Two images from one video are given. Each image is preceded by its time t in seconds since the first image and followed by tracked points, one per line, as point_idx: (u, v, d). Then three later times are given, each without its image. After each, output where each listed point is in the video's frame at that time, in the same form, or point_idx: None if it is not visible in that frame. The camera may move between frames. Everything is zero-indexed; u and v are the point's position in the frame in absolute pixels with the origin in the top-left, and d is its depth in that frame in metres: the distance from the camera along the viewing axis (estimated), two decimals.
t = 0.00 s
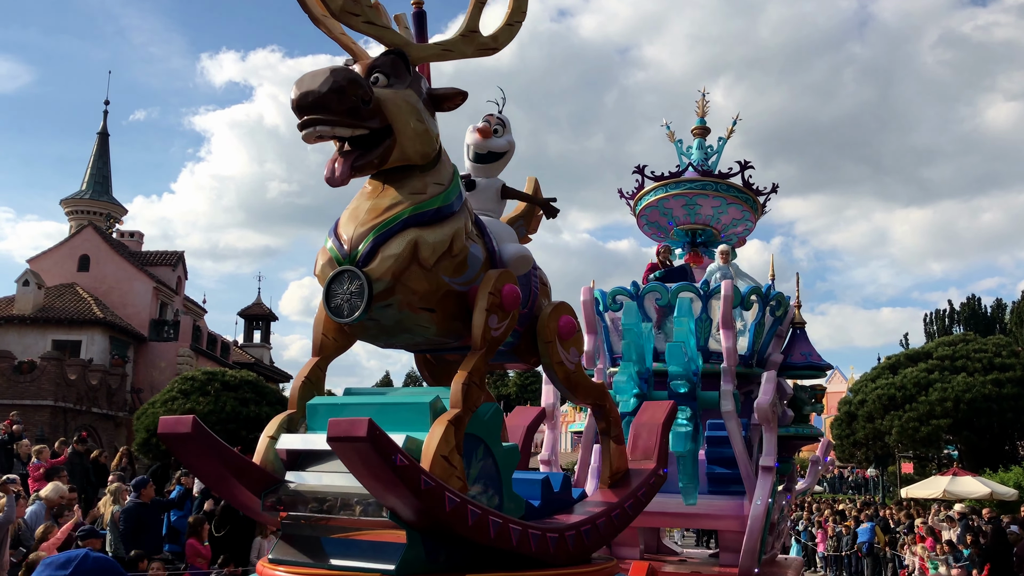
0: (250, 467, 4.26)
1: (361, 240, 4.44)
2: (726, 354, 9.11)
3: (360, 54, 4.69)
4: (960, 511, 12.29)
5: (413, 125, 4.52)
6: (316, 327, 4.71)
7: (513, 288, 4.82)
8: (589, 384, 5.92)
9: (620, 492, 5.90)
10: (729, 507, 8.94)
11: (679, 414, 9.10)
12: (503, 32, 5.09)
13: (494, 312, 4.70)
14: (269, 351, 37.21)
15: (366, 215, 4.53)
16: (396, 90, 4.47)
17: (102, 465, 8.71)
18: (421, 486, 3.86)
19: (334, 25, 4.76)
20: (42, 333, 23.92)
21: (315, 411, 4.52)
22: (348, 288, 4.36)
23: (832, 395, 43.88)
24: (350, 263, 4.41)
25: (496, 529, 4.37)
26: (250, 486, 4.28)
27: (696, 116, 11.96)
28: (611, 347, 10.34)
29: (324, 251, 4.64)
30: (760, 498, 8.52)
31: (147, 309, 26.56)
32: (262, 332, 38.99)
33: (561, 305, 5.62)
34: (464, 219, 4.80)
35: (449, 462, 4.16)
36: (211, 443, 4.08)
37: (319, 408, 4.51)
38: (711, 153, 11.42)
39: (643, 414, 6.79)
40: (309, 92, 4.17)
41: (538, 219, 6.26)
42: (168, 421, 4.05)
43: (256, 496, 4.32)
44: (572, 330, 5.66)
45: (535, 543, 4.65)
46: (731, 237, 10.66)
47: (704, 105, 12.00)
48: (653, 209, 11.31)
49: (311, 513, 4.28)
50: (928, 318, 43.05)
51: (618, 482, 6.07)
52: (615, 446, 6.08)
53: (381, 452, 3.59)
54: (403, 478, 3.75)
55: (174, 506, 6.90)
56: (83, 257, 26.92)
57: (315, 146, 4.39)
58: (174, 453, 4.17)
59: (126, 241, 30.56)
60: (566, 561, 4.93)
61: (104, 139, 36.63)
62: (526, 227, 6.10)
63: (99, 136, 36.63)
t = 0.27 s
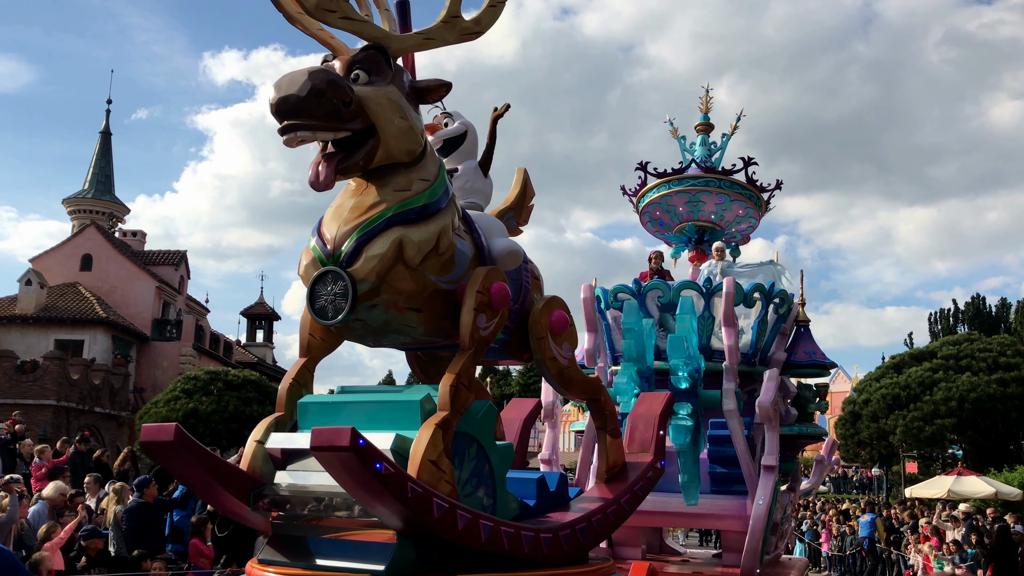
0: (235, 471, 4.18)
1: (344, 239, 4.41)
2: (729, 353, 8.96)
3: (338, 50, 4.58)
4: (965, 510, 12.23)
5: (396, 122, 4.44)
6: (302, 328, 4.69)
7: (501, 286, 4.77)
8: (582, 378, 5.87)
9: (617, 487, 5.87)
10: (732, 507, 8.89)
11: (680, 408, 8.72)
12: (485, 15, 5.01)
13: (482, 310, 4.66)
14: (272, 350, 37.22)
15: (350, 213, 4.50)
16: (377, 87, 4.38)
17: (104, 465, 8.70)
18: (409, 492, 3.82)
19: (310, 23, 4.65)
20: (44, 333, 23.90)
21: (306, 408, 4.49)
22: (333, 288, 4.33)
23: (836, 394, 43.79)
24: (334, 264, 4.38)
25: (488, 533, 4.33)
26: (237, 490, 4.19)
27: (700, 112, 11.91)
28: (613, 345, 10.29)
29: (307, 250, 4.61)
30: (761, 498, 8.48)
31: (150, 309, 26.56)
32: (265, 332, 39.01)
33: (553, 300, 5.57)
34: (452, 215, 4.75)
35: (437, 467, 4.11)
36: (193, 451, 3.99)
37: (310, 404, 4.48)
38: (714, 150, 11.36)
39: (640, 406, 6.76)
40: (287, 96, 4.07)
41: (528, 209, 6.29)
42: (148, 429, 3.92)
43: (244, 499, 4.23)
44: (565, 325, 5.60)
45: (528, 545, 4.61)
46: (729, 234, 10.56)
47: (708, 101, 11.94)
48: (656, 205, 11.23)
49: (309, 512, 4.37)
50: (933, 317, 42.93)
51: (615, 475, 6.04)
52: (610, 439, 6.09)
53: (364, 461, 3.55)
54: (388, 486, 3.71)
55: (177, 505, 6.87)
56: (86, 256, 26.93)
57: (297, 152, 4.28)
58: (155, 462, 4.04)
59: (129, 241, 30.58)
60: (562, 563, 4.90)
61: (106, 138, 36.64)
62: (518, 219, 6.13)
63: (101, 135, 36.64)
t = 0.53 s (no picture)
0: (219, 478, 4.15)
1: (327, 240, 4.35)
2: (731, 351, 8.92)
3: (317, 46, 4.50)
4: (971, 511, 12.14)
5: (378, 119, 4.37)
6: (287, 329, 4.62)
7: (489, 284, 4.71)
8: (576, 372, 5.79)
9: (614, 483, 5.83)
10: (736, 507, 8.81)
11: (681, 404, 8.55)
12: None
13: (469, 309, 4.59)
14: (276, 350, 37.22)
15: (333, 213, 4.44)
16: (357, 84, 4.31)
17: (107, 465, 8.66)
18: (395, 501, 3.77)
19: (285, 19, 4.51)
20: (47, 332, 23.90)
21: (297, 407, 4.45)
22: (316, 290, 4.27)
23: (841, 395, 43.67)
24: (316, 265, 4.32)
25: (479, 538, 4.27)
26: (222, 497, 4.16)
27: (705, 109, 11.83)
28: (615, 344, 10.18)
29: (290, 250, 4.55)
30: (764, 498, 8.41)
31: (153, 309, 26.55)
32: (269, 331, 39.01)
33: (543, 296, 5.50)
34: (438, 212, 4.68)
35: (425, 472, 4.05)
36: (174, 458, 3.94)
37: (299, 404, 4.44)
38: (719, 146, 11.30)
39: (637, 398, 6.71)
40: (265, 99, 4.01)
41: (517, 201, 6.22)
42: (131, 437, 3.89)
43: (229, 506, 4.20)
44: (557, 321, 5.53)
45: (521, 548, 4.55)
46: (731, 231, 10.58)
47: (712, 97, 11.87)
48: (660, 203, 11.16)
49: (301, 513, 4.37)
50: (939, 317, 42.79)
51: (613, 469, 6.00)
52: (606, 433, 6.04)
53: (347, 470, 3.51)
54: (373, 495, 3.66)
55: (180, 506, 6.83)
56: (89, 256, 26.93)
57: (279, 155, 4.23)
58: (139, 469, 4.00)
59: (132, 240, 30.59)
60: (558, 563, 4.85)
61: (109, 137, 36.65)
62: (507, 211, 6.06)
63: (104, 134, 36.66)
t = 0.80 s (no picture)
0: (204, 485, 4.11)
1: (310, 240, 4.29)
2: (735, 351, 8.82)
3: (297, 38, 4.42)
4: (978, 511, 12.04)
5: (361, 116, 4.29)
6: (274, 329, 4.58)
7: (478, 282, 4.63)
8: (570, 367, 5.73)
9: (610, 479, 5.78)
10: (740, 508, 8.71)
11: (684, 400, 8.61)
12: None
13: (458, 308, 4.51)
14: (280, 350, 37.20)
15: (317, 213, 4.37)
16: (339, 81, 4.23)
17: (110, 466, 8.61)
18: (381, 509, 3.70)
19: (261, 16, 4.42)
20: (51, 333, 23.92)
21: (286, 405, 4.41)
22: (300, 292, 4.21)
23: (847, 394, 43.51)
24: (300, 266, 4.26)
25: (470, 542, 4.20)
26: (208, 505, 4.12)
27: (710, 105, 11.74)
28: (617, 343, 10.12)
29: (274, 250, 4.50)
30: (767, 499, 8.32)
31: (156, 309, 26.55)
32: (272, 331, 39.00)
33: (536, 291, 5.41)
34: (426, 209, 4.59)
35: (413, 477, 3.98)
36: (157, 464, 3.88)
37: (287, 403, 4.40)
38: (724, 143, 11.20)
39: (634, 392, 6.65)
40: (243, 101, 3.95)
41: (509, 191, 6.03)
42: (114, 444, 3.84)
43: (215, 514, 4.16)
44: (550, 317, 5.44)
45: (514, 550, 4.49)
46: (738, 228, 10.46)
47: (717, 93, 11.77)
48: (665, 199, 11.07)
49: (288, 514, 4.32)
50: (946, 316, 42.61)
51: (610, 465, 5.96)
52: (602, 428, 5.99)
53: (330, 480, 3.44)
54: (357, 504, 3.59)
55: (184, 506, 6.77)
56: (92, 256, 26.93)
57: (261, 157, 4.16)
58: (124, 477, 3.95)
59: (135, 240, 30.59)
60: (552, 565, 4.78)
61: (111, 137, 36.66)
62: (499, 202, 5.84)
63: (107, 134, 36.66)
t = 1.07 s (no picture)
0: (188, 493, 4.04)
1: (292, 240, 4.20)
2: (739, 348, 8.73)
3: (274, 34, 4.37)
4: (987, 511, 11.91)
5: (341, 111, 4.21)
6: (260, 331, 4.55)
7: (466, 280, 4.54)
8: (566, 363, 5.64)
9: (609, 476, 5.71)
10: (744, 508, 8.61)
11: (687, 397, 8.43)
12: None
13: (446, 307, 4.43)
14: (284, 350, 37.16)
15: (299, 212, 4.29)
16: (318, 77, 4.16)
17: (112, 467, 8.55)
18: (367, 520, 3.62)
19: (237, 12, 4.36)
20: (54, 333, 23.94)
21: (277, 405, 4.40)
22: (283, 295, 4.13)
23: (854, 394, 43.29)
24: (282, 267, 4.17)
25: (461, 548, 4.12)
26: (194, 511, 4.05)
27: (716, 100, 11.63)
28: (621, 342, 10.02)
29: (256, 251, 4.41)
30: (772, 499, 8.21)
31: (159, 309, 26.53)
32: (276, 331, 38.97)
33: (528, 286, 5.32)
34: (411, 205, 4.50)
35: (401, 483, 3.89)
36: (139, 477, 3.78)
37: (277, 403, 4.39)
38: (730, 139, 11.09)
39: (632, 385, 6.56)
40: (221, 101, 3.86)
41: (499, 185, 6.00)
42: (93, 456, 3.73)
43: (201, 520, 4.09)
44: (542, 312, 5.35)
45: (508, 553, 4.42)
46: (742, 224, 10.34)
47: (724, 89, 11.66)
48: (670, 196, 10.97)
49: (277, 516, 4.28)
50: (953, 316, 42.38)
51: (609, 460, 5.90)
52: (600, 423, 5.91)
53: (312, 491, 3.37)
54: (341, 514, 3.51)
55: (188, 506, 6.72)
56: (95, 256, 26.93)
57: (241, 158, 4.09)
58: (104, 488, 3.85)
59: (139, 240, 30.59)
60: (548, 568, 4.71)
61: (115, 136, 36.65)
62: (488, 195, 5.83)
63: (110, 134, 36.65)
